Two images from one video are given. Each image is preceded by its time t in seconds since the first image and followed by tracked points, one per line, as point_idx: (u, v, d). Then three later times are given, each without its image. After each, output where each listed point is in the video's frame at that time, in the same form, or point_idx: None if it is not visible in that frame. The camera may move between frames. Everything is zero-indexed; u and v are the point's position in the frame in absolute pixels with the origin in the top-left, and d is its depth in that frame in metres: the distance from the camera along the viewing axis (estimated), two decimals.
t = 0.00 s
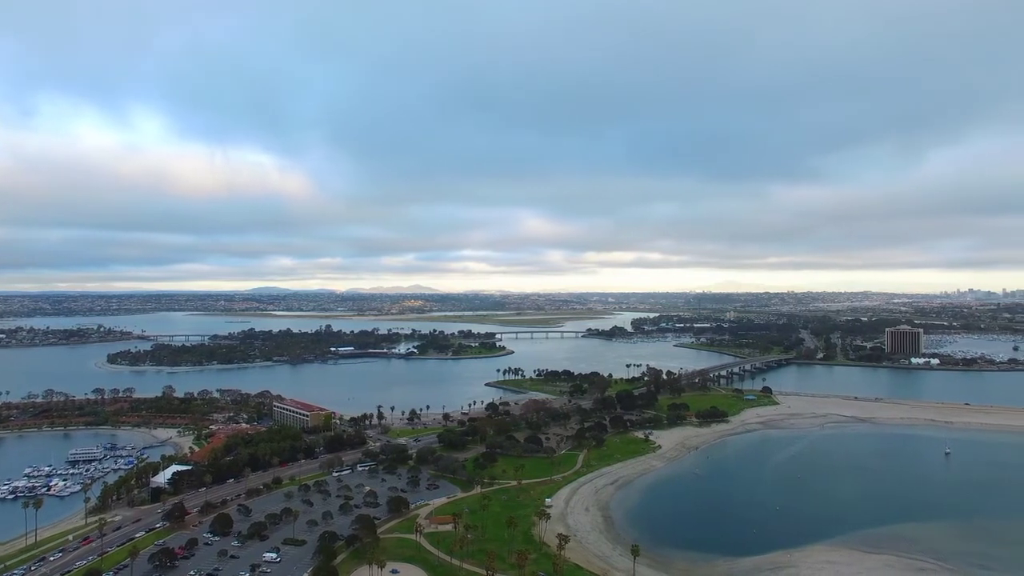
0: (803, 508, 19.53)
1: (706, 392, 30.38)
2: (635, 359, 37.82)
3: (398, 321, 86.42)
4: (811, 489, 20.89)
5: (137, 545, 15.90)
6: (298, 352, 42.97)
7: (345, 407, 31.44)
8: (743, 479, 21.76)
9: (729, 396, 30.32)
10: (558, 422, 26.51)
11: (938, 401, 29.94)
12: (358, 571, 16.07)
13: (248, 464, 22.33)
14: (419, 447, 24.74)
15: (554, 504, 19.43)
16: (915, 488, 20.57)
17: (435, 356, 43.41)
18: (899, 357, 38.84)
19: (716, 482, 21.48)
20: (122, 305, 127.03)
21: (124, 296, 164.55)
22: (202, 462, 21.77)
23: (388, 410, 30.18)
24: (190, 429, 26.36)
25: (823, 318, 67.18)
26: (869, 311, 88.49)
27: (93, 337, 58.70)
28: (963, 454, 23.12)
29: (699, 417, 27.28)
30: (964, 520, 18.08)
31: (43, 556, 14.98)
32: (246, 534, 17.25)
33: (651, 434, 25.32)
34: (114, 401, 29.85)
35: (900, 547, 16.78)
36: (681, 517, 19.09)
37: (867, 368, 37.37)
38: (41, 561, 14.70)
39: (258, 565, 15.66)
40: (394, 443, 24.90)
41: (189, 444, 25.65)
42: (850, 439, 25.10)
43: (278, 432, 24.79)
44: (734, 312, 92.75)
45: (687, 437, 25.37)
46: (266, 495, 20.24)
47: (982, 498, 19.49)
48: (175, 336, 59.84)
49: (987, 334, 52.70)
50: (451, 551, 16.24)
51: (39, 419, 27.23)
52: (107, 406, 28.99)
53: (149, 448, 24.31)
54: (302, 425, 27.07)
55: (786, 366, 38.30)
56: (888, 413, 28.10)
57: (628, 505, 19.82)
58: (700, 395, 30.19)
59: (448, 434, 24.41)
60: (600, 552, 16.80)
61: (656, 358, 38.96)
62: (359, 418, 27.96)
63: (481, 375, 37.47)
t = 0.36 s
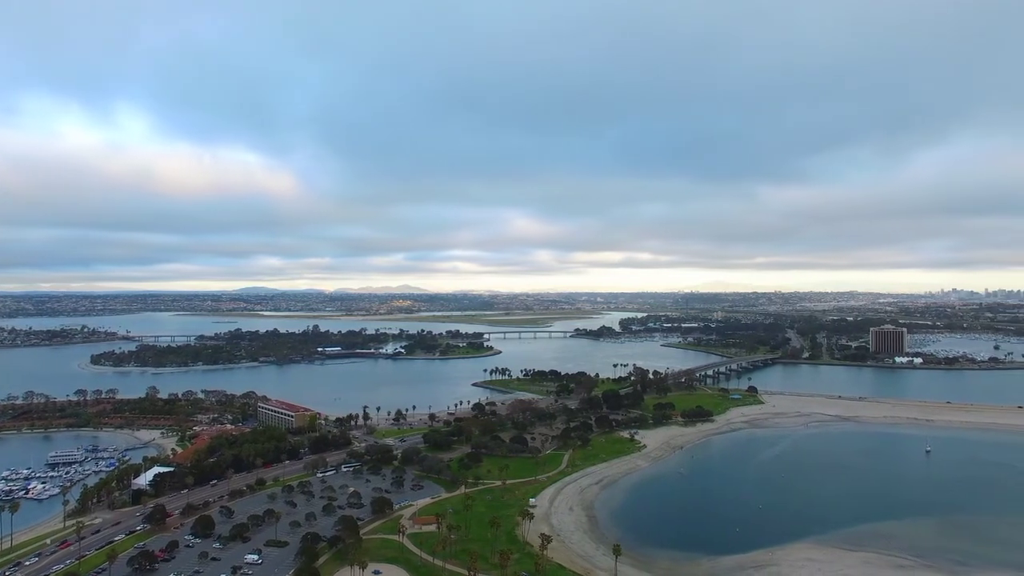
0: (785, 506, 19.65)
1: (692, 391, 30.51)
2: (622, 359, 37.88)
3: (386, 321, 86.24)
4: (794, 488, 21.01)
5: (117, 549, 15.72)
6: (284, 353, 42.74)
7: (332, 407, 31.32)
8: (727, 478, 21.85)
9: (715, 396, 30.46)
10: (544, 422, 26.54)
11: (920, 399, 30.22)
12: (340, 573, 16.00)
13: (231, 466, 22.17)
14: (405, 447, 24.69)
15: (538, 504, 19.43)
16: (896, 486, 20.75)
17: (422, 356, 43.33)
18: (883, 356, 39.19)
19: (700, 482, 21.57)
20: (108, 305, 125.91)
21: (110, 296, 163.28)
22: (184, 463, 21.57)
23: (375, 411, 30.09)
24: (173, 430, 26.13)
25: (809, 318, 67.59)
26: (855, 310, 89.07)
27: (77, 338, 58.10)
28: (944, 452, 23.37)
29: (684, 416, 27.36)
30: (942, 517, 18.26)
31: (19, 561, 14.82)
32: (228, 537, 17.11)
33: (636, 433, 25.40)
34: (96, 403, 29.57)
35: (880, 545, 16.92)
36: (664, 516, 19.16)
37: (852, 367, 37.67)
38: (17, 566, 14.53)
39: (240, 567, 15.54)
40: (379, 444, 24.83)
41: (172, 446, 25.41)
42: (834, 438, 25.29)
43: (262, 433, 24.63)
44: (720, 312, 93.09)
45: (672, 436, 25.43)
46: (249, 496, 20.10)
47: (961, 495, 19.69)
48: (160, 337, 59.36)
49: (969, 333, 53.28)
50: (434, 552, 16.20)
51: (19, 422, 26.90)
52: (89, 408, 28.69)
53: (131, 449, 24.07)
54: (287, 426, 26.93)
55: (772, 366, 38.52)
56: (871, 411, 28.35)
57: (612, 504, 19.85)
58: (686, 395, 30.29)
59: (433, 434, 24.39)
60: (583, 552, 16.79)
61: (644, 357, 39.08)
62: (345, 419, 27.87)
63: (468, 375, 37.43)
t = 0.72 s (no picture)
0: (770, 505, 19.74)
1: (680, 390, 30.60)
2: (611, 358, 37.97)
3: (376, 321, 86.07)
4: (779, 487, 21.10)
5: (97, 552, 15.54)
6: (273, 353, 42.55)
7: (319, 408, 31.19)
8: (713, 478, 21.91)
9: (702, 395, 30.55)
10: (532, 422, 26.53)
11: (905, 398, 30.48)
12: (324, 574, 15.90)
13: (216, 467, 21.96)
14: (392, 447, 24.63)
15: (524, 504, 19.42)
16: (880, 483, 20.90)
17: (411, 356, 43.27)
18: (870, 355, 39.50)
19: (686, 481, 21.63)
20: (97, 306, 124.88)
21: (98, 296, 161.96)
22: (168, 464, 21.38)
23: (362, 411, 30.00)
24: (158, 431, 25.91)
25: (798, 317, 67.90)
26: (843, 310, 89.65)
27: (61, 339, 57.46)
28: (927, 450, 23.57)
29: (672, 416, 27.44)
30: (925, 515, 18.40)
31: None
32: (212, 538, 16.96)
33: (624, 433, 25.43)
34: (81, 404, 29.30)
35: (862, 542, 17.06)
36: (650, 515, 19.19)
37: (838, 366, 37.91)
38: None
39: (222, 569, 15.41)
40: (366, 444, 24.74)
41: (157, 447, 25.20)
42: (819, 437, 25.44)
43: (248, 434, 24.46)
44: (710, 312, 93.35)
45: (659, 436, 25.49)
46: (234, 497, 19.93)
47: (943, 492, 19.87)
48: (148, 337, 58.96)
49: (955, 333, 53.80)
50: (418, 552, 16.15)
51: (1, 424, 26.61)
52: (73, 409, 28.41)
53: (115, 450, 23.85)
54: (273, 427, 26.77)
55: (760, 365, 38.72)
56: (856, 410, 28.55)
57: (599, 504, 19.86)
58: (674, 395, 30.38)
59: (420, 434, 24.35)
60: (568, 552, 16.79)
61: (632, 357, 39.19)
62: (332, 419, 27.76)
63: (457, 375, 37.40)
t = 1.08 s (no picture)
0: (752, 503, 19.85)
1: (665, 390, 30.72)
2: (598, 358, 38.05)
3: (363, 321, 85.86)
4: (761, 485, 21.22)
5: (73, 555, 15.34)
6: (258, 353, 42.27)
7: (304, 408, 31.00)
8: (697, 477, 21.99)
9: (687, 395, 30.68)
10: (517, 422, 26.54)
11: (888, 397, 30.78)
12: None
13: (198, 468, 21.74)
14: (376, 448, 24.54)
15: (507, 504, 19.41)
16: (862, 482, 21.08)
17: (398, 356, 43.14)
18: (854, 354, 39.84)
19: (669, 480, 21.70)
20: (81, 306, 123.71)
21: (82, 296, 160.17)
22: (149, 465, 21.15)
23: (347, 411, 29.87)
24: (140, 433, 25.60)
25: (784, 318, 67.32)
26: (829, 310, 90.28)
27: (43, 339, 56.83)
28: (908, 448, 23.81)
29: (656, 415, 27.54)
30: (904, 512, 18.58)
31: None
32: (192, 540, 16.77)
33: (608, 433, 25.49)
34: (61, 405, 28.96)
35: (841, 540, 17.21)
36: (632, 515, 19.24)
37: (823, 365, 38.20)
38: None
39: (202, 571, 15.25)
40: (350, 444, 24.62)
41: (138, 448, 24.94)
42: (802, 436, 25.61)
43: (231, 435, 24.24)
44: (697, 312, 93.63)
45: (644, 435, 25.56)
46: (215, 499, 19.72)
47: (922, 490, 20.07)
48: (132, 338, 58.05)
49: (937, 332, 54.38)
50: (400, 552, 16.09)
51: None
52: (53, 411, 28.07)
53: (95, 452, 23.59)
54: (257, 427, 26.56)
55: (746, 365, 38.95)
56: (839, 409, 28.79)
57: (582, 504, 19.87)
58: (659, 394, 30.49)
59: (405, 435, 24.29)
60: (550, 552, 16.80)
61: (619, 356, 39.30)
62: (316, 420, 27.61)
63: (444, 375, 37.34)
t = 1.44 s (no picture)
0: (732, 502, 19.96)
1: (648, 390, 30.85)
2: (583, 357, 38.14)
3: (349, 321, 85.39)
4: (742, 484, 21.34)
5: (46, 561, 15.12)
6: (241, 353, 41.95)
7: (287, 409, 30.77)
8: (679, 476, 22.08)
9: (671, 394, 30.81)
10: (500, 421, 26.54)
11: (868, 396, 31.10)
12: None
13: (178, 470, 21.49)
14: (358, 448, 24.42)
15: (489, 504, 19.38)
16: (841, 479, 21.30)
17: (382, 356, 43.00)
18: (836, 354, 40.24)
19: (651, 479, 21.78)
20: (62, 306, 122.22)
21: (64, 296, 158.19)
22: (127, 467, 20.86)
23: (330, 412, 29.70)
24: (118, 434, 25.27)
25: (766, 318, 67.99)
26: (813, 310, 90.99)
27: (22, 340, 56.06)
28: (887, 446, 24.10)
29: (640, 415, 27.64)
30: (881, 509, 18.78)
31: None
32: (169, 543, 16.51)
33: (591, 432, 25.55)
34: (38, 407, 28.54)
35: (819, 537, 17.38)
36: (613, 514, 19.28)
37: (805, 365, 38.54)
38: None
39: (179, 574, 15.05)
40: (332, 445, 24.49)
41: (117, 450, 24.63)
42: (784, 434, 25.81)
43: (212, 436, 23.97)
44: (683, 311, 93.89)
45: (627, 434, 25.65)
46: (194, 501, 19.44)
47: (900, 487, 20.30)
48: (113, 338, 57.37)
49: (918, 331, 55.04)
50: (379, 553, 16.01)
51: None
52: (29, 413, 27.66)
53: (72, 454, 23.28)
54: (238, 428, 26.31)
55: (729, 364, 39.21)
56: (821, 408, 29.05)
57: (564, 504, 19.88)
58: (643, 394, 30.62)
59: (388, 435, 24.22)
60: (531, 552, 16.78)
61: (604, 356, 39.41)
62: (298, 420, 27.43)
63: (428, 375, 37.25)
